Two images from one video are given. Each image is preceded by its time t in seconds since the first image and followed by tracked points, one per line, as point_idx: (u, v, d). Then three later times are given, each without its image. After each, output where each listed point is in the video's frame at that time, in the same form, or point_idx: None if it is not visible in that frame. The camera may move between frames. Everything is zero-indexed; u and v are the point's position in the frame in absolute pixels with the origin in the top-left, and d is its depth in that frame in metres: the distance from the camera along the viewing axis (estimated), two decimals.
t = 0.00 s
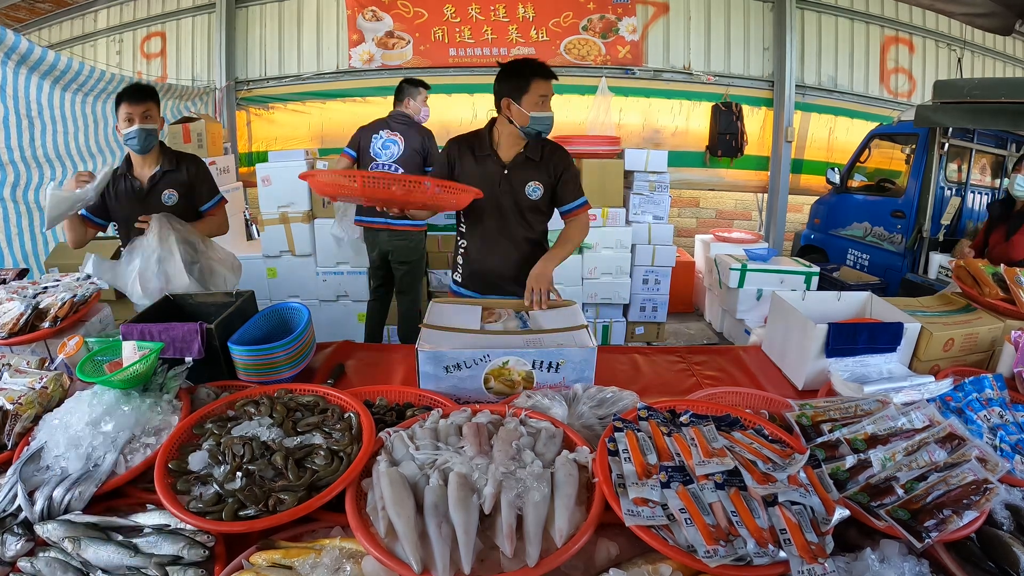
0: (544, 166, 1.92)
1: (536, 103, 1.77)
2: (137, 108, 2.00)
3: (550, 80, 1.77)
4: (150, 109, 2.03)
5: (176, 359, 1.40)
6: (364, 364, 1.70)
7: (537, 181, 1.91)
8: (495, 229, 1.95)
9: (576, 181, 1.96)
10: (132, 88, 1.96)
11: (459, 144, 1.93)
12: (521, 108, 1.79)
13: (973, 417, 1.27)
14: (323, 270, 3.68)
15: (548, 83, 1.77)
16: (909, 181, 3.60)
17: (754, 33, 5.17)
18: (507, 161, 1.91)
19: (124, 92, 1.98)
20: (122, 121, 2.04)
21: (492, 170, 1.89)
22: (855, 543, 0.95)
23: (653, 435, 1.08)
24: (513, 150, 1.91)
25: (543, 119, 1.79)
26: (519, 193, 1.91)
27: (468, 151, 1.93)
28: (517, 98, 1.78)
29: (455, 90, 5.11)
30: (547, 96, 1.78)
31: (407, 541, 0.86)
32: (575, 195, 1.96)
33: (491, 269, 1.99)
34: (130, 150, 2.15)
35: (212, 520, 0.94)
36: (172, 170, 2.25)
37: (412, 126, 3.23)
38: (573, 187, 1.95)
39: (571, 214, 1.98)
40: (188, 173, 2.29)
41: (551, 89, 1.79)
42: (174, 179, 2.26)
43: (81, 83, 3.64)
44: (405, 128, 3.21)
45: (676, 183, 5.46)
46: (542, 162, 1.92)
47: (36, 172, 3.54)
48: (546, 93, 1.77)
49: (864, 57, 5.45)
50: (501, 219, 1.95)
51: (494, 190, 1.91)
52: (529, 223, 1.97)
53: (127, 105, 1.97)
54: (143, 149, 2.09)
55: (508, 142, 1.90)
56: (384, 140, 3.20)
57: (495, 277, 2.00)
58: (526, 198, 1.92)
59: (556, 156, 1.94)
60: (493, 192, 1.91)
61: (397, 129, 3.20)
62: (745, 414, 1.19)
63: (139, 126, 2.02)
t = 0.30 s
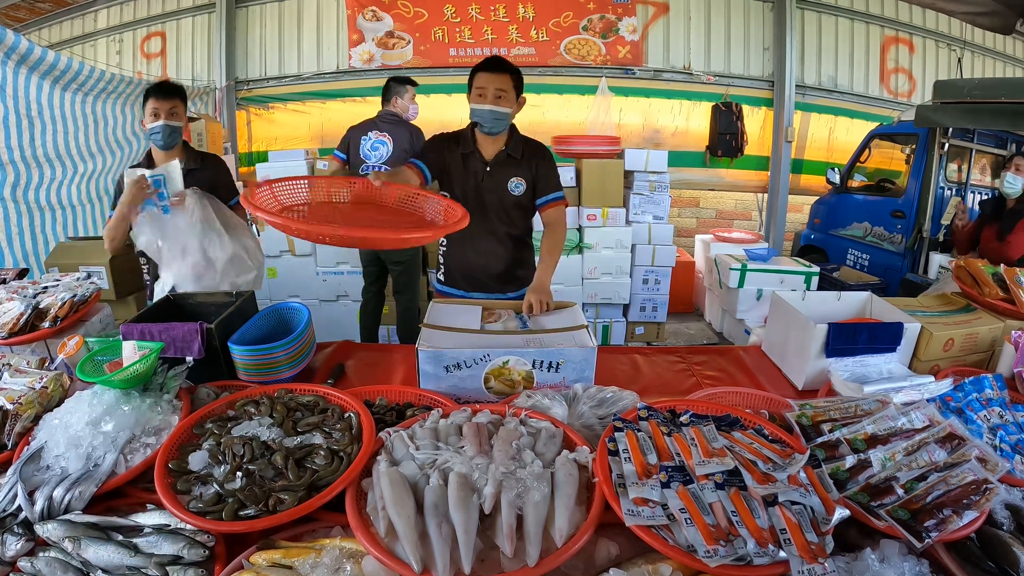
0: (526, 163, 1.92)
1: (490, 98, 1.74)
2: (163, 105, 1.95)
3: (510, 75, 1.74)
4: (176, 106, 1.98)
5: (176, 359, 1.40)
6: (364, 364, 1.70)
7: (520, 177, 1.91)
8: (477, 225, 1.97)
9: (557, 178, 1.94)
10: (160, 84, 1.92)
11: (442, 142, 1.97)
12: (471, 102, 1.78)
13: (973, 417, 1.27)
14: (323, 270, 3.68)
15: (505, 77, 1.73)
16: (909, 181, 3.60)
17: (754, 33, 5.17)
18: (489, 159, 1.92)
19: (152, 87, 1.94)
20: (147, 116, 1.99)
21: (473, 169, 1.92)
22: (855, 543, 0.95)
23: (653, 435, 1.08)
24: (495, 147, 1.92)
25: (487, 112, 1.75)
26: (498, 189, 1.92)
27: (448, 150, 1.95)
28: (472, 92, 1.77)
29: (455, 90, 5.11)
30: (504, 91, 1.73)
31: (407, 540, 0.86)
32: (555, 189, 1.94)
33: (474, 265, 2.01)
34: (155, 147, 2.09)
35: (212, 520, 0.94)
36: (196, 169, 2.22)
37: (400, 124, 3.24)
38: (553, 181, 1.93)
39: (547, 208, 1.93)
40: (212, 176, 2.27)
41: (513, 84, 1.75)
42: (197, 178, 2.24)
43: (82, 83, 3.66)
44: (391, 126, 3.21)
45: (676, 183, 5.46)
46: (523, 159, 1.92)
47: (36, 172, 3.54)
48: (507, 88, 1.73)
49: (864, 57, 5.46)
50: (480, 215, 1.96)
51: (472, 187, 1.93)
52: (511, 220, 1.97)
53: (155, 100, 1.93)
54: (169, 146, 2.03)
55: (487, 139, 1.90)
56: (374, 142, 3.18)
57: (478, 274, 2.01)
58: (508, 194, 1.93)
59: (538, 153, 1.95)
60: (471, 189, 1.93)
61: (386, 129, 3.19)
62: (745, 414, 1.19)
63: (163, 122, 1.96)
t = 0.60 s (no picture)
0: (536, 163, 1.93)
1: (512, 96, 1.74)
2: (209, 101, 2.00)
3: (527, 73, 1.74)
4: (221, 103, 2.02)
5: (176, 359, 1.40)
6: (363, 364, 1.70)
7: (531, 176, 1.93)
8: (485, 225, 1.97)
9: (566, 177, 1.96)
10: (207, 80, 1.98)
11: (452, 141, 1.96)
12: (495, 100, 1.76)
13: (973, 417, 1.27)
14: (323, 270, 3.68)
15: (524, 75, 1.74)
16: (909, 181, 3.61)
17: (754, 33, 5.17)
18: (500, 158, 1.93)
19: (199, 84, 1.98)
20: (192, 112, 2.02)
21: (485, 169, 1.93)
22: (855, 543, 0.95)
23: (653, 435, 1.08)
24: (505, 146, 1.92)
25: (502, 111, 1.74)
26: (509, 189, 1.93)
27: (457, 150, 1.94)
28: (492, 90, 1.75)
29: (456, 89, 5.11)
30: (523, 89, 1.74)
31: (407, 540, 0.87)
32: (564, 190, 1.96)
33: (481, 265, 2.00)
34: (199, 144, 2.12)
35: (213, 520, 0.94)
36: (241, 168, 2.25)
37: (391, 122, 3.23)
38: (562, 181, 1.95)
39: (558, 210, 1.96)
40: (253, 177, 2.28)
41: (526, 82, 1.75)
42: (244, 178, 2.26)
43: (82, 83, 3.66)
44: (384, 126, 3.22)
45: (676, 183, 5.46)
46: (533, 159, 1.93)
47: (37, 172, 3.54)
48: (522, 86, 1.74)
49: (864, 57, 5.45)
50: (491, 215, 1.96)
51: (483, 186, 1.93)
52: (520, 219, 1.97)
53: (201, 96, 1.97)
54: (215, 143, 2.07)
55: (497, 138, 1.91)
56: (369, 141, 3.23)
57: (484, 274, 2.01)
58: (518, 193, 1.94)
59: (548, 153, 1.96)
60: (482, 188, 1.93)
61: (378, 128, 3.22)
62: (745, 414, 1.19)
63: (208, 119, 2.00)
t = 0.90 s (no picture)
0: (553, 164, 1.94)
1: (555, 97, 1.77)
2: (248, 101, 2.01)
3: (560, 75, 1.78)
4: (260, 104, 2.04)
5: (176, 359, 1.40)
6: (363, 364, 1.70)
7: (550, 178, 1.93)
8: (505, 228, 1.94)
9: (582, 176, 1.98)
10: (248, 80, 1.99)
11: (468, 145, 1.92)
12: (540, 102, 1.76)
13: (973, 417, 1.27)
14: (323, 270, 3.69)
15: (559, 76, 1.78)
16: (909, 181, 3.61)
17: (754, 33, 5.17)
18: (519, 161, 1.92)
19: (239, 83, 1.99)
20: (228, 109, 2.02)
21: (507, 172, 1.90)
22: (855, 543, 0.95)
23: (653, 435, 1.08)
24: (524, 149, 1.92)
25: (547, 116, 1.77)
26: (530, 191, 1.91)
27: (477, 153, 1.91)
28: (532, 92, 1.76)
29: (456, 90, 5.11)
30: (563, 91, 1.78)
31: (408, 541, 0.87)
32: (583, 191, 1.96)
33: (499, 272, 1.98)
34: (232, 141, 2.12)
35: (213, 520, 0.94)
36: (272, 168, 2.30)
37: (391, 122, 3.24)
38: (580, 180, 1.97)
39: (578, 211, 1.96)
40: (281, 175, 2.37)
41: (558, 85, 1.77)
42: (273, 176, 2.31)
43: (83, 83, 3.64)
44: (384, 125, 3.23)
45: (676, 183, 5.46)
46: (552, 160, 1.94)
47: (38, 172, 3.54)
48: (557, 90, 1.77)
49: (864, 57, 5.45)
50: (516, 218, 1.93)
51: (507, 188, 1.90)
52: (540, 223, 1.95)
53: (241, 95, 1.98)
54: (252, 141, 2.09)
55: (516, 140, 1.90)
56: (370, 141, 3.22)
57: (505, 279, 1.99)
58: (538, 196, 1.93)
59: (563, 155, 1.98)
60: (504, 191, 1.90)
61: (380, 127, 3.22)
62: (745, 414, 1.19)
63: (247, 117, 2.01)
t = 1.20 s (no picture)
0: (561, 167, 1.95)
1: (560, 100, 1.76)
2: (265, 99, 1.93)
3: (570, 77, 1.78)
4: (277, 102, 1.96)
5: (176, 359, 1.40)
6: (364, 364, 1.71)
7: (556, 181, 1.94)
8: (512, 231, 1.94)
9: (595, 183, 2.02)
10: (266, 78, 1.90)
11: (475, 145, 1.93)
12: (541, 104, 1.75)
13: (973, 417, 1.27)
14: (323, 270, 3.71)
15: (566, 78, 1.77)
16: (909, 181, 3.61)
17: (754, 33, 5.17)
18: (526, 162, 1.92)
19: (256, 81, 1.90)
20: (243, 109, 1.93)
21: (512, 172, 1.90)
22: (855, 543, 0.95)
23: (653, 435, 1.08)
24: (532, 150, 1.92)
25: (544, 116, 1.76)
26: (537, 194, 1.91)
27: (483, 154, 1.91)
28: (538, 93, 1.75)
29: (456, 90, 5.11)
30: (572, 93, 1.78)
31: (408, 541, 0.86)
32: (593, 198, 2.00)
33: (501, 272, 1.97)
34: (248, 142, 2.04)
35: (213, 520, 0.94)
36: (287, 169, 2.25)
37: (390, 121, 3.24)
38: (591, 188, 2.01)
39: (592, 216, 2.00)
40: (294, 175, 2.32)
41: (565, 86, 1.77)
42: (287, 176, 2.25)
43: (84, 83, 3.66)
44: (382, 123, 3.23)
45: (676, 183, 5.47)
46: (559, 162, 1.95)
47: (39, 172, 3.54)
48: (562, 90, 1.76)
49: (864, 57, 5.45)
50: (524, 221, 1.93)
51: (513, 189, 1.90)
52: (544, 224, 1.95)
53: (258, 93, 1.90)
54: (269, 141, 1.99)
55: (524, 142, 1.91)
56: (369, 141, 3.22)
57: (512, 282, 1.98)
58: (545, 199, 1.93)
59: (572, 159, 2.00)
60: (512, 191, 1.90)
61: (378, 127, 3.23)
62: (745, 414, 1.19)
63: (264, 117, 1.92)
